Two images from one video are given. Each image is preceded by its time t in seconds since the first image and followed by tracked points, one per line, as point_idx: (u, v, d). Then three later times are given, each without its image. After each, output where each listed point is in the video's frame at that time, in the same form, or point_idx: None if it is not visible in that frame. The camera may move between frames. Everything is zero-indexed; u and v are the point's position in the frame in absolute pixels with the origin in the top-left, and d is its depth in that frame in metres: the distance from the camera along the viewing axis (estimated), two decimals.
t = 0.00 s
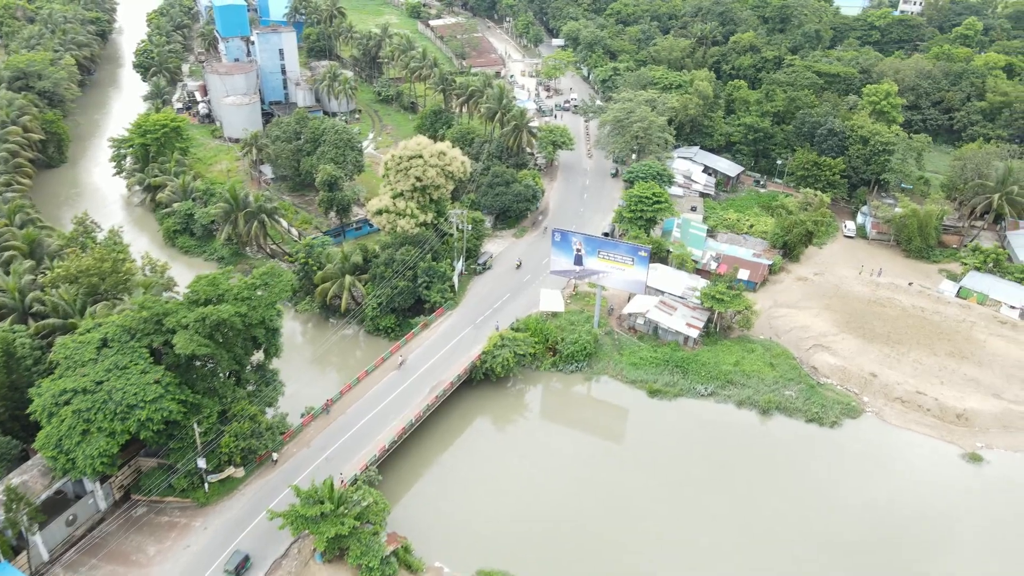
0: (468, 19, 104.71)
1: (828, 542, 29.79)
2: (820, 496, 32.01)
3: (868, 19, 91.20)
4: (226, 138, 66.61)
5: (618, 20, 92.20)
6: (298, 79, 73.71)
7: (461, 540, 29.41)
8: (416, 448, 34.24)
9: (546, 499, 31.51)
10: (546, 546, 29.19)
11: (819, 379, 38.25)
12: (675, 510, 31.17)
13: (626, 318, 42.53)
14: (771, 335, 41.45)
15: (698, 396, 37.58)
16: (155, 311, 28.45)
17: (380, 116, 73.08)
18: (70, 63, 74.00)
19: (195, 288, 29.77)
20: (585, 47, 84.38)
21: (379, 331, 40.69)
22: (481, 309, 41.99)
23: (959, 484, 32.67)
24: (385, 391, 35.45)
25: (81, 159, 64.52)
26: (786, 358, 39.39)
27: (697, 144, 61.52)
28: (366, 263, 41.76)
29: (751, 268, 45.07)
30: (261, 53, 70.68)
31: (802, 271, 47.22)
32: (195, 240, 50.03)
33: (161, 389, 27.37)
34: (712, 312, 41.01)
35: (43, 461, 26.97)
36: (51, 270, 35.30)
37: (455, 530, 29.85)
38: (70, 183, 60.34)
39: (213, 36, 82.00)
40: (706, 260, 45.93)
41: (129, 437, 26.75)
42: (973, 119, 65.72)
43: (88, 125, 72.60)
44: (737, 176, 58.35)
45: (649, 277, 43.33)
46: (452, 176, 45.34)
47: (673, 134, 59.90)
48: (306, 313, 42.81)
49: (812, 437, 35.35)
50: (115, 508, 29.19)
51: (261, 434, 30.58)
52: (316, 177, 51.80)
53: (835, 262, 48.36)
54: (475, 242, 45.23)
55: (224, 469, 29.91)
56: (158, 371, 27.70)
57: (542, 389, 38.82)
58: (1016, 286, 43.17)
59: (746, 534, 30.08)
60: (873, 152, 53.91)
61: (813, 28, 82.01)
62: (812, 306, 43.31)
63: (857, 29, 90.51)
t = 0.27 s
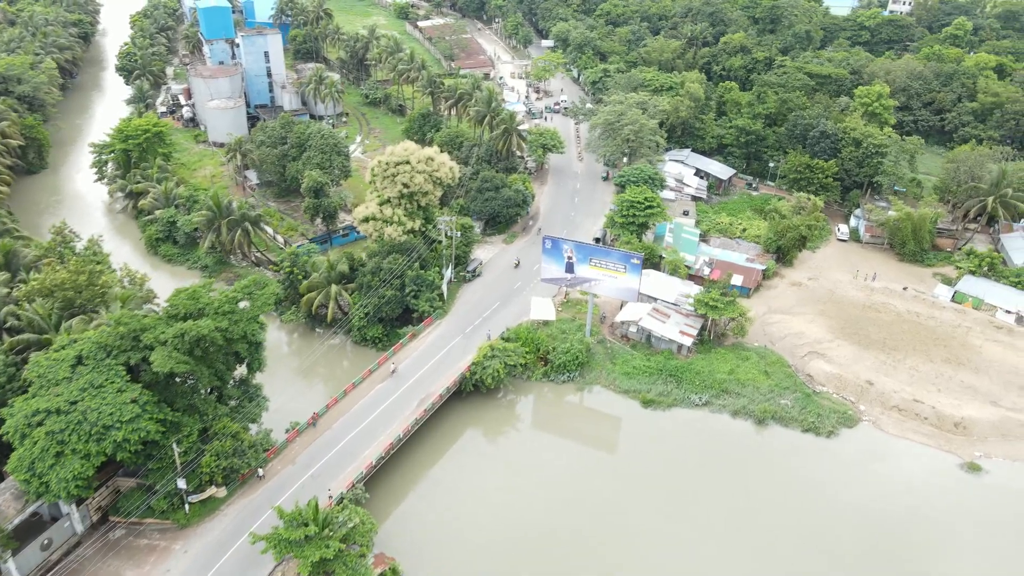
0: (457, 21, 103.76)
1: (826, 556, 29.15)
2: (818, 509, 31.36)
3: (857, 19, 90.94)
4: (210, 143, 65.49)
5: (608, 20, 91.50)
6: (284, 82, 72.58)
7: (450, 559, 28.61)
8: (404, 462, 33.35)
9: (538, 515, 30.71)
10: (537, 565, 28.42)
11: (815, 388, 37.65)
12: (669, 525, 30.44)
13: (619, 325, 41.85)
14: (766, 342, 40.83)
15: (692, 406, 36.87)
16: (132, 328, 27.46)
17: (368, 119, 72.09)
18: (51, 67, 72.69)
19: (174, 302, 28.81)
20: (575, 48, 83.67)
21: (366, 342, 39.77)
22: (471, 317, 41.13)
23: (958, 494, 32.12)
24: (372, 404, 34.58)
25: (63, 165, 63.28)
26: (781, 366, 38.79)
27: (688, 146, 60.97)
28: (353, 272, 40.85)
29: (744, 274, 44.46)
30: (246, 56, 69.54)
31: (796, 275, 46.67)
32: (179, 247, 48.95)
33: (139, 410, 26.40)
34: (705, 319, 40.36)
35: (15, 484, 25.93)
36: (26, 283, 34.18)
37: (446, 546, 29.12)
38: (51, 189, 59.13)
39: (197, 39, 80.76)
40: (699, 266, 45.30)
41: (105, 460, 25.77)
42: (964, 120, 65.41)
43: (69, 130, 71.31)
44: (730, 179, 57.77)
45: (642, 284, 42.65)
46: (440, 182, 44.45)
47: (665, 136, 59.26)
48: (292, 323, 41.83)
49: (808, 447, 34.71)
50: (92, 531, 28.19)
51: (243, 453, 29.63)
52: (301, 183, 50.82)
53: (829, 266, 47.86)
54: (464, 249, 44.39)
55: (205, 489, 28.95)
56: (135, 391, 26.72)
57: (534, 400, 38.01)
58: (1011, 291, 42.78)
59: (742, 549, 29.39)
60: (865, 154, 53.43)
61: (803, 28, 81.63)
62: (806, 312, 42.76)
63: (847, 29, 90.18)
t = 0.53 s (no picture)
0: (447, 22, 102.86)
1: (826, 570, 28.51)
2: (817, 521, 30.72)
3: (849, 20, 90.62)
4: (196, 147, 64.44)
5: (599, 21, 90.84)
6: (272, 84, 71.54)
7: None
8: (394, 477, 32.54)
9: (529, 530, 29.98)
10: None
11: (812, 397, 37.07)
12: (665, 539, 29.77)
13: (612, 333, 41.18)
14: (762, 349, 40.23)
15: (688, 416, 36.20)
16: (111, 344, 26.53)
17: (357, 122, 71.20)
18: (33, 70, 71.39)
19: (155, 316, 28.00)
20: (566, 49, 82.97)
21: (355, 352, 38.90)
22: (462, 326, 40.37)
23: (958, 505, 31.59)
24: (361, 417, 33.78)
25: (45, 171, 62.12)
26: (778, 374, 38.19)
27: (681, 149, 60.40)
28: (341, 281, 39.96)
29: (739, 279, 43.85)
30: (233, 59, 68.44)
31: (792, 280, 46.13)
32: (163, 255, 47.89)
33: (118, 429, 25.49)
34: (700, 326, 39.72)
35: None
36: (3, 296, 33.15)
37: (439, 561, 28.45)
38: (33, 195, 58.03)
39: (183, 41, 79.59)
40: (693, 271, 44.69)
41: (82, 481, 24.80)
42: (957, 121, 65.08)
43: (53, 134, 70.08)
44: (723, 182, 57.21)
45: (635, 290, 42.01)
46: (430, 188, 43.65)
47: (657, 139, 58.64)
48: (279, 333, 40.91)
49: (806, 457, 34.09)
50: (71, 553, 27.21)
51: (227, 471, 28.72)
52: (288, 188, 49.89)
53: (825, 271, 47.34)
54: (455, 256, 43.59)
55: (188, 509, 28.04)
56: (114, 409, 25.81)
57: (526, 410, 37.25)
58: (1007, 295, 42.35)
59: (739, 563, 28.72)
60: (859, 157, 52.92)
61: (795, 29, 81.18)
62: (802, 318, 42.20)
63: (838, 29, 89.85)
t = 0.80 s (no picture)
0: (441, 23, 101.94)
1: None
2: (819, 536, 29.97)
3: (844, 20, 90.03)
4: (185, 151, 63.41)
5: (594, 22, 90.08)
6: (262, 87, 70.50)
7: None
8: (385, 493, 31.66)
9: (524, 547, 29.13)
10: None
11: (813, 407, 36.36)
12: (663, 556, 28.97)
13: (609, 342, 40.41)
14: (761, 358, 39.51)
15: (686, 428, 35.43)
16: (91, 361, 25.59)
17: (349, 125, 70.28)
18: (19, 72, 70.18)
19: (137, 331, 27.01)
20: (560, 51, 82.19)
21: (346, 363, 38.02)
22: (455, 336, 39.55)
23: (962, 519, 30.89)
24: (352, 431, 32.91)
25: (31, 176, 61.02)
26: (777, 384, 37.46)
27: (677, 152, 59.69)
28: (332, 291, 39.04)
29: (737, 286, 43.11)
30: (223, 61, 67.39)
31: (790, 287, 45.44)
32: (150, 263, 46.88)
33: (97, 450, 24.56)
34: (698, 335, 38.98)
35: None
36: None
37: None
38: (17, 202, 56.91)
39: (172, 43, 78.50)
40: (690, 278, 43.94)
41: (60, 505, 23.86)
42: (955, 123, 64.53)
43: (39, 138, 68.93)
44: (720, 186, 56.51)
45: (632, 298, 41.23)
46: (422, 195, 42.76)
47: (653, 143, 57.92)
48: (268, 344, 39.98)
49: (807, 470, 33.36)
50: None
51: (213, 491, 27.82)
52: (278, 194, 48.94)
53: (823, 277, 46.68)
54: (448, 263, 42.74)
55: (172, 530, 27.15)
56: (94, 429, 24.90)
57: (521, 423, 36.43)
58: (1009, 302, 41.74)
59: None
60: (857, 160, 52.27)
61: (791, 30, 80.56)
62: (801, 325, 41.51)
63: (834, 30, 89.26)
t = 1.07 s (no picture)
0: (437, 23, 100.99)
1: None
2: (825, 554, 29.13)
3: (844, 21, 89.21)
4: (177, 155, 62.47)
5: (591, 23, 89.19)
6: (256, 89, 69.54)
7: None
8: (378, 511, 30.77)
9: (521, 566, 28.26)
10: None
11: (817, 419, 35.56)
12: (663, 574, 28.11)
13: (608, 352, 39.58)
14: (763, 368, 38.70)
15: (688, 441, 34.59)
16: (73, 379, 24.68)
17: (343, 128, 69.40)
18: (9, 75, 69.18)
19: (121, 346, 26.15)
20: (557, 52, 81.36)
21: (339, 375, 37.15)
22: (451, 347, 38.66)
23: (971, 534, 30.11)
24: (344, 447, 32.02)
25: (20, 181, 60.03)
26: (781, 395, 36.64)
27: (676, 156, 58.85)
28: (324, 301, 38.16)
29: (738, 293, 42.30)
30: (216, 63, 66.39)
31: (792, 293, 44.65)
32: (140, 270, 45.94)
33: (78, 471, 23.64)
34: (699, 344, 38.16)
35: None
36: None
37: None
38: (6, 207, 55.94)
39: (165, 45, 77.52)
40: (690, 285, 43.13)
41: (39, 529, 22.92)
42: (956, 126, 63.76)
43: (29, 142, 67.94)
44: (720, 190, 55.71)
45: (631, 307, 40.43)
46: (416, 201, 41.90)
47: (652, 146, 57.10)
48: (260, 354, 39.07)
49: (811, 484, 32.55)
50: None
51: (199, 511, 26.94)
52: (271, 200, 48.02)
53: (826, 283, 45.90)
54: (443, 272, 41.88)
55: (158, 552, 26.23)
56: (75, 449, 23.99)
57: (519, 435, 35.52)
58: (1015, 309, 40.97)
59: None
60: (859, 164, 51.48)
61: (790, 31, 79.74)
62: (804, 334, 40.72)
63: (834, 31, 88.43)
